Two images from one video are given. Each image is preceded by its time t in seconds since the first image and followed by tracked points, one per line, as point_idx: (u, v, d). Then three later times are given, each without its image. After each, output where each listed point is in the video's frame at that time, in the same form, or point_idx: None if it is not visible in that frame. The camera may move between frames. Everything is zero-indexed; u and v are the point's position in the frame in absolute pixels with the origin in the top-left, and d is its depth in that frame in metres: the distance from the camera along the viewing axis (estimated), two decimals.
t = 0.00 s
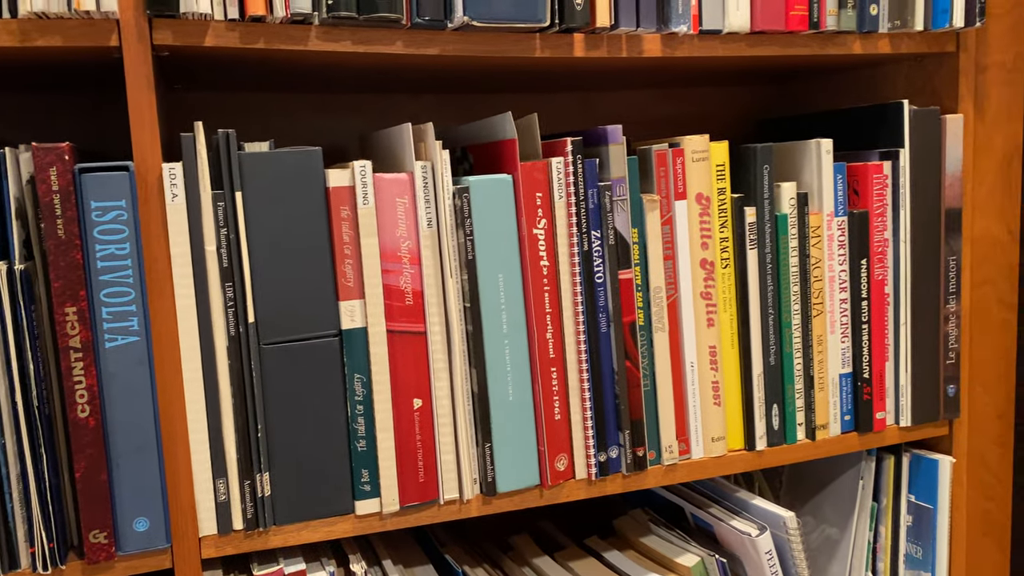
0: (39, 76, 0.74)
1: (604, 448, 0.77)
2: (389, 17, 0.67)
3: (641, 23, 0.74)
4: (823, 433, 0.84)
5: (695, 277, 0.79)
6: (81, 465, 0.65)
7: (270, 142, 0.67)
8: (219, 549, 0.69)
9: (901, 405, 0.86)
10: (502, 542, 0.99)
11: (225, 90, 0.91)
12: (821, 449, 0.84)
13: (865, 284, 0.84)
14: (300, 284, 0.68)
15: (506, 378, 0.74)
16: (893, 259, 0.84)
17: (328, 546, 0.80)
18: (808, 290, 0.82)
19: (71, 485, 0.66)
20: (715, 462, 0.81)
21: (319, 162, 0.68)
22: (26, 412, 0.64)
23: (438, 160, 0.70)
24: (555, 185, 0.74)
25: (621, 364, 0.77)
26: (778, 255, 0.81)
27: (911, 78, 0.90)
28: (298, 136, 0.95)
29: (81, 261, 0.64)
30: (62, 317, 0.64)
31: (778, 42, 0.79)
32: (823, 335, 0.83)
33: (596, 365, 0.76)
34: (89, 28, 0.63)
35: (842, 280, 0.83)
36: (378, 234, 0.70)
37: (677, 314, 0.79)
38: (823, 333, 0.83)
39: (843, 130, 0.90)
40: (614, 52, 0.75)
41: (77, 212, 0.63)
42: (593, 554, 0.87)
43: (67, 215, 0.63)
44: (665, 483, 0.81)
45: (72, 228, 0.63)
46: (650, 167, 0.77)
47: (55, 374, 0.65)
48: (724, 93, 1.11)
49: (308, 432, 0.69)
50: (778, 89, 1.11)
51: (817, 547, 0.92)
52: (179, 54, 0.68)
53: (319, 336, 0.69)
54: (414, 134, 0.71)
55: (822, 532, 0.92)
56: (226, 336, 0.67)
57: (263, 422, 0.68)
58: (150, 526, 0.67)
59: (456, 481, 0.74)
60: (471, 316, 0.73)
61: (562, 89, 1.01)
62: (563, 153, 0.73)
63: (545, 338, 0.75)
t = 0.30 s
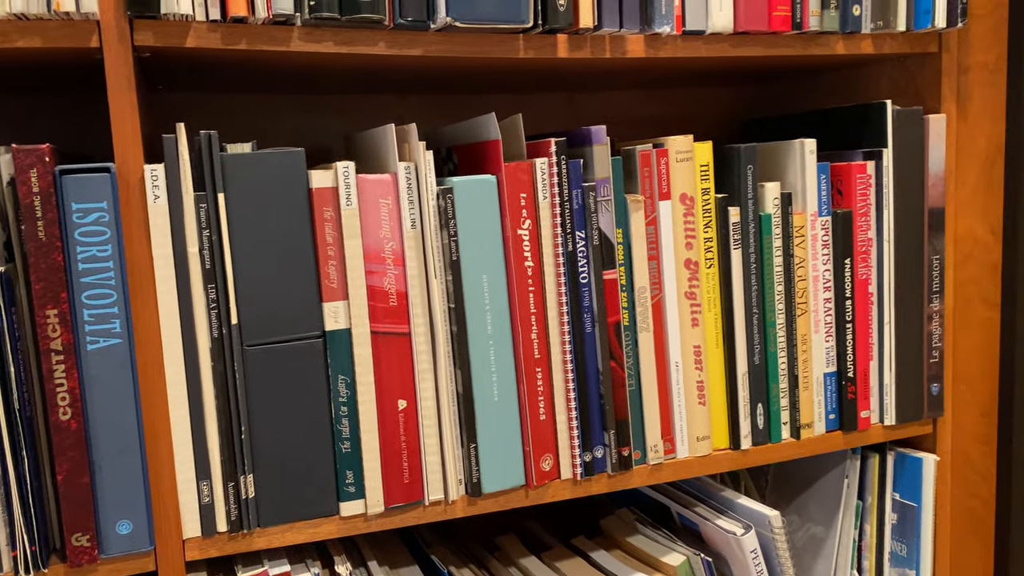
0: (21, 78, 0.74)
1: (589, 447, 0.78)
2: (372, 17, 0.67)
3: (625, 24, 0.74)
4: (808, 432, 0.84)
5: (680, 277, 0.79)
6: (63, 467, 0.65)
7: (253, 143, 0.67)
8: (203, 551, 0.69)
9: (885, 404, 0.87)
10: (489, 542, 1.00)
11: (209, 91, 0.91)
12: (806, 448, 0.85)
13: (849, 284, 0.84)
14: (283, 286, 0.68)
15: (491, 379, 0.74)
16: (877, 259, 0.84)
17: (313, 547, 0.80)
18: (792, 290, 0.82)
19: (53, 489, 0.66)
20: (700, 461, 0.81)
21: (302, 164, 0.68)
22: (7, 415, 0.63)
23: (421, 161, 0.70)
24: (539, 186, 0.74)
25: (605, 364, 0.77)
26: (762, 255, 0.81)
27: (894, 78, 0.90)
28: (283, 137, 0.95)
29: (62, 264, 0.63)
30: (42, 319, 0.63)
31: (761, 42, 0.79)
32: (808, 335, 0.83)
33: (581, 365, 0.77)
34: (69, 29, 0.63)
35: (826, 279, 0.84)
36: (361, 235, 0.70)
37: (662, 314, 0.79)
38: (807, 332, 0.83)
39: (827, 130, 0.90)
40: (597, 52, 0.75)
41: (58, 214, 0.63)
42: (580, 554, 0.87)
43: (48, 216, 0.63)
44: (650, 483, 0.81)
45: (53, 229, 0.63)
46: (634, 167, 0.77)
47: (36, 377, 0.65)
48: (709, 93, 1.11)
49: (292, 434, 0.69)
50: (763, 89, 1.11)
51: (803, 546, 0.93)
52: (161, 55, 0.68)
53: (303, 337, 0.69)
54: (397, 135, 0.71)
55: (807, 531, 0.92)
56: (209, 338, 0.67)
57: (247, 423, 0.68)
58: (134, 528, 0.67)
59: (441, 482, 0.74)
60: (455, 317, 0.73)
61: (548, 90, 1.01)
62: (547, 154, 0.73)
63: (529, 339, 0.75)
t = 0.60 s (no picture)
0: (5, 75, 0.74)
1: (576, 445, 0.78)
2: (358, 15, 0.67)
3: (611, 21, 0.74)
4: (795, 428, 0.85)
5: (667, 275, 0.79)
6: (47, 467, 0.64)
7: (239, 140, 0.67)
8: (189, 550, 0.69)
9: (872, 401, 0.87)
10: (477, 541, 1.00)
11: (196, 89, 0.91)
12: (794, 445, 0.85)
13: (836, 281, 0.84)
14: (269, 284, 0.68)
15: (478, 377, 0.74)
16: (864, 257, 0.85)
17: (300, 545, 0.80)
18: (779, 288, 0.82)
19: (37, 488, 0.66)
20: (688, 459, 0.82)
21: (287, 161, 0.67)
22: None
23: (407, 158, 0.70)
24: (526, 184, 0.74)
25: (593, 361, 0.77)
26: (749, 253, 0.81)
27: (881, 76, 0.91)
28: (270, 134, 0.95)
29: (45, 262, 0.63)
30: (26, 318, 0.63)
31: (748, 40, 0.80)
32: (795, 332, 0.84)
33: (568, 363, 0.77)
34: (52, 26, 0.62)
35: (813, 277, 0.84)
36: (347, 234, 0.70)
37: (649, 312, 0.79)
38: (795, 330, 0.84)
39: (814, 127, 0.91)
40: (584, 50, 0.75)
41: (41, 212, 0.63)
42: (569, 552, 0.87)
43: (30, 215, 0.62)
44: (636, 481, 0.81)
45: (36, 227, 0.62)
46: (621, 165, 0.77)
47: (19, 377, 0.64)
48: (697, 91, 1.12)
49: (278, 433, 0.69)
50: (751, 87, 1.12)
51: (791, 542, 0.93)
52: (145, 52, 0.67)
53: (289, 336, 0.69)
54: (384, 132, 0.71)
55: (795, 528, 0.93)
56: (194, 337, 0.67)
57: (233, 422, 0.68)
58: (119, 527, 0.66)
59: (427, 480, 0.74)
60: (442, 315, 0.73)
61: (536, 87, 1.01)
62: (534, 151, 0.73)
63: (517, 336, 0.75)
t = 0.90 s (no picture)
0: None
1: (566, 444, 0.77)
2: (345, 13, 0.67)
3: (600, 20, 0.74)
4: (786, 427, 0.85)
5: (657, 273, 0.79)
6: (32, 467, 0.64)
7: (225, 138, 0.66)
8: (176, 550, 0.68)
9: (861, 400, 0.87)
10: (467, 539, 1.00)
11: (185, 87, 0.90)
12: (784, 444, 0.85)
13: (825, 280, 0.84)
14: (256, 283, 0.67)
15: (467, 377, 0.74)
16: (853, 256, 0.85)
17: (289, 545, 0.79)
18: (769, 287, 0.82)
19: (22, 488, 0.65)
20: (678, 457, 0.82)
21: (274, 160, 0.67)
22: None
23: (395, 157, 0.70)
24: (515, 183, 0.73)
25: (582, 360, 0.77)
26: (738, 252, 0.81)
27: (870, 75, 0.91)
28: (259, 133, 0.94)
29: (30, 261, 0.62)
30: (10, 318, 0.62)
31: (738, 39, 0.79)
32: (785, 331, 0.84)
33: (558, 362, 0.76)
34: (36, 23, 0.62)
35: (803, 276, 0.84)
36: (335, 233, 0.69)
37: (639, 311, 0.79)
38: (785, 328, 0.84)
39: (803, 126, 0.91)
40: (573, 49, 0.75)
41: (25, 211, 0.62)
42: (559, 551, 0.87)
43: (14, 214, 0.62)
44: (625, 480, 0.81)
45: (20, 226, 0.62)
46: (610, 164, 0.77)
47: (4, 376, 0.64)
48: (687, 90, 1.12)
49: (266, 432, 0.69)
50: (742, 86, 1.12)
51: (781, 541, 0.93)
52: (131, 50, 0.67)
53: (277, 335, 0.68)
54: (372, 130, 0.70)
55: (785, 526, 0.93)
56: (181, 337, 0.66)
57: (220, 422, 0.68)
58: (106, 528, 0.66)
59: (416, 480, 0.74)
60: (430, 315, 0.73)
61: (526, 86, 1.01)
62: (523, 150, 0.73)
63: (506, 335, 0.75)
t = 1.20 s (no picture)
0: None
1: (558, 442, 0.77)
2: (335, 8, 0.66)
3: (592, 16, 0.73)
4: (778, 425, 0.84)
5: (649, 271, 0.79)
6: (18, 465, 0.63)
7: (214, 133, 0.66)
8: (164, 549, 0.68)
9: (854, 398, 0.87)
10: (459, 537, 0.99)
11: (175, 82, 0.90)
12: (777, 442, 0.85)
13: (818, 278, 0.84)
14: (245, 280, 0.67)
15: (458, 375, 0.73)
16: (847, 254, 0.84)
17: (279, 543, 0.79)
18: (761, 284, 0.82)
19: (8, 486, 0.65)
20: (670, 455, 0.81)
21: (263, 156, 0.66)
22: None
23: (386, 153, 0.69)
24: (507, 180, 0.73)
25: (574, 358, 0.77)
26: (731, 250, 0.81)
27: (864, 73, 0.90)
28: (250, 128, 0.94)
29: (16, 257, 0.62)
30: None
31: (731, 35, 0.79)
32: (778, 328, 0.83)
33: (549, 360, 0.76)
34: (21, 17, 0.61)
35: (796, 273, 0.83)
36: (325, 230, 0.69)
37: (631, 309, 0.79)
38: (777, 326, 0.83)
39: (796, 123, 0.90)
40: (565, 44, 0.74)
41: (11, 206, 0.61)
42: (551, 549, 0.86)
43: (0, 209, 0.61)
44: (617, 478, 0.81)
45: (5, 222, 0.61)
46: (602, 161, 0.77)
47: None
48: (680, 86, 1.11)
49: (254, 430, 0.68)
50: (735, 83, 1.11)
51: (774, 539, 0.93)
52: (119, 44, 0.67)
53: (266, 332, 0.68)
54: (363, 126, 0.70)
55: (778, 524, 0.93)
56: (169, 333, 0.66)
57: (208, 419, 0.67)
58: (93, 527, 0.65)
59: (407, 478, 0.73)
60: (421, 312, 0.72)
61: (518, 82, 1.01)
62: (515, 146, 0.73)
63: (497, 333, 0.74)
